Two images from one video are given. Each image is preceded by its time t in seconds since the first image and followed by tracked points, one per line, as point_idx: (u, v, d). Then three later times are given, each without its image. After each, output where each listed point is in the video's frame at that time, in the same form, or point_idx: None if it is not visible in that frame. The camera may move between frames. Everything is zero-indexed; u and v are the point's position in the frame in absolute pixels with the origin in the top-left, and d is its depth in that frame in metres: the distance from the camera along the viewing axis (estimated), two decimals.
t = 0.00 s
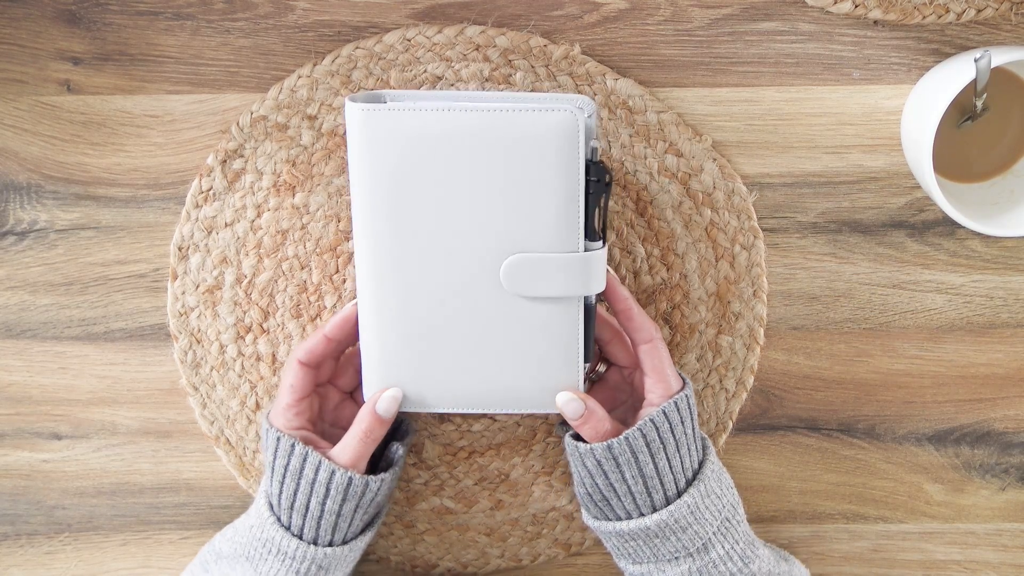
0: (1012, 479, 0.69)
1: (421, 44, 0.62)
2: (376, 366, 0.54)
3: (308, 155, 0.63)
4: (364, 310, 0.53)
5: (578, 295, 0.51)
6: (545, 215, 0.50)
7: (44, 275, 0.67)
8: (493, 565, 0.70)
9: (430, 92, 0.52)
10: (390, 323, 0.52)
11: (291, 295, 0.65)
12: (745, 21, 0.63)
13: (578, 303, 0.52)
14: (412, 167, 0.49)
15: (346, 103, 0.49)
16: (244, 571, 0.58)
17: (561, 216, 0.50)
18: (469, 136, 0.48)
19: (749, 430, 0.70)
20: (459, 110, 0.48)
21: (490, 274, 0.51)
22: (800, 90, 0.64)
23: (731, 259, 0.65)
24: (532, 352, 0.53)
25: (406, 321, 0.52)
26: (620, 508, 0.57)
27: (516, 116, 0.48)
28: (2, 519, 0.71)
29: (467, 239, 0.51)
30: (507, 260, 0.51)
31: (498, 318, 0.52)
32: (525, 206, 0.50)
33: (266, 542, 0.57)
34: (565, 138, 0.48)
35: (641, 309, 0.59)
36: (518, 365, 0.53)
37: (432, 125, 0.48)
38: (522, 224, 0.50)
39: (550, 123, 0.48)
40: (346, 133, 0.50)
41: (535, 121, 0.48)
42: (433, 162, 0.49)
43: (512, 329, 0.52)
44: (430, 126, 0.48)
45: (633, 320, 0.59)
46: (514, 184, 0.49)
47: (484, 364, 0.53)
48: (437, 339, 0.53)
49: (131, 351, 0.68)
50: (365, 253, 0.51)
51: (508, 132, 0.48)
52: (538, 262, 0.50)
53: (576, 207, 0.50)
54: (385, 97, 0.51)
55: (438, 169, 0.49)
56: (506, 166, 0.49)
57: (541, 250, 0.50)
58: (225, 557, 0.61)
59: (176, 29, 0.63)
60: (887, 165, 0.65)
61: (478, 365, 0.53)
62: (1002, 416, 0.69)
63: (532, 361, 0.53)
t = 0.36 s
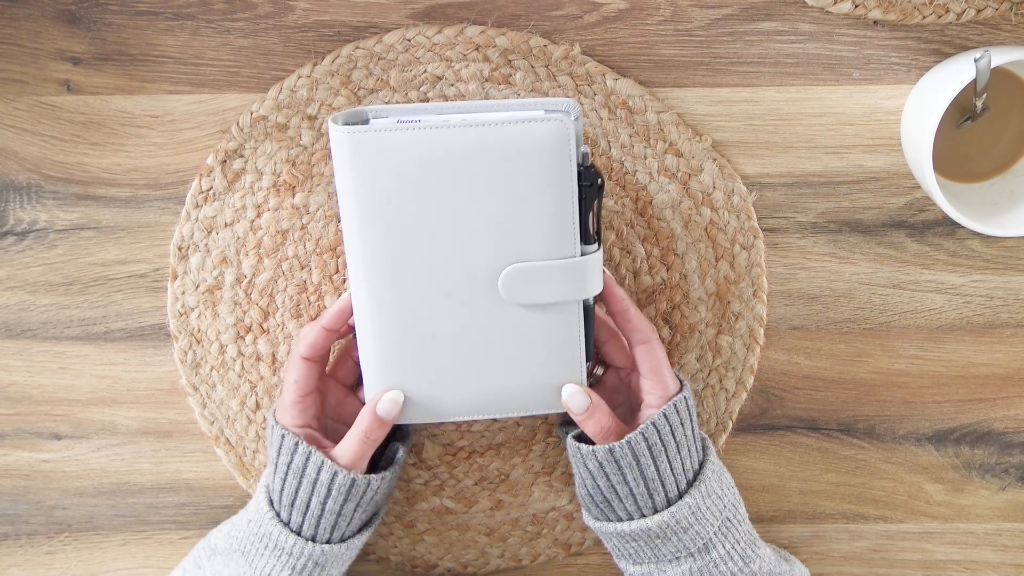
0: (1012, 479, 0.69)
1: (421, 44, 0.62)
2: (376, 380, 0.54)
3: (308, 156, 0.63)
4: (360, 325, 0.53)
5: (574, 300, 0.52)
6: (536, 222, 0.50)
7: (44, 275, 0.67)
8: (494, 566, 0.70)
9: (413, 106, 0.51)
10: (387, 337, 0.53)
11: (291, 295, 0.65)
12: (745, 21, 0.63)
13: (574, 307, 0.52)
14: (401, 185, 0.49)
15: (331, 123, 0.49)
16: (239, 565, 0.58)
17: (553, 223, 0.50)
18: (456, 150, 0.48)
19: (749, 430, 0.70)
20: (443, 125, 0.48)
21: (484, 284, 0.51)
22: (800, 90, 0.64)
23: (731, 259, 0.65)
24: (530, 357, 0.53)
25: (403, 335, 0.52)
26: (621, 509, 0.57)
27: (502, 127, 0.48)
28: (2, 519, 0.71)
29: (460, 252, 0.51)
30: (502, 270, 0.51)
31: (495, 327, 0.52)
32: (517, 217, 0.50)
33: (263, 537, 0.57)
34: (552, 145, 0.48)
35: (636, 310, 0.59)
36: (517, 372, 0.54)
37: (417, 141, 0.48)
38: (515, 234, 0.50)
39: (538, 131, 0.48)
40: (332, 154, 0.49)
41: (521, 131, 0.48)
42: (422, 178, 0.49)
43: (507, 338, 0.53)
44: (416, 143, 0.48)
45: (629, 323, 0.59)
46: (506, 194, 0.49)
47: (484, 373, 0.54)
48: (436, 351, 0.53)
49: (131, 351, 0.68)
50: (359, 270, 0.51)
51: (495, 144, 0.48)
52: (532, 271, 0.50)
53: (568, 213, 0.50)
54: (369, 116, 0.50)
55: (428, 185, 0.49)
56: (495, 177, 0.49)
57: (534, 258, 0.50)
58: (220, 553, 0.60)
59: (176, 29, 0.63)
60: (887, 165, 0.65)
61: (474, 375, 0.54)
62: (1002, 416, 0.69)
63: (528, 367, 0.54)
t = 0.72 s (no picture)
0: (1012, 479, 0.69)
1: (421, 44, 0.62)
2: (382, 371, 0.54)
3: (308, 156, 0.63)
4: (366, 316, 0.54)
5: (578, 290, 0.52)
6: (540, 213, 0.50)
7: (44, 276, 0.67)
8: (494, 566, 0.70)
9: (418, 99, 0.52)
10: (394, 328, 0.53)
11: (291, 295, 0.65)
12: (745, 21, 0.63)
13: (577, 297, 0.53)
14: (406, 177, 0.50)
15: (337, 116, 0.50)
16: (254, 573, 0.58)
17: (556, 214, 0.51)
18: (461, 141, 0.49)
19: (749, 430, 0.70)
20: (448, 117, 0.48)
21: (489, 275, 0.52)
22: (800, 90, 0.64)
23: (731, 259, 0.65)
24: (534, 348, 0.54)
25: (409, 325, 0.53)
26: (615, 512, 0.57)
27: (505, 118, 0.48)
28: (2, 519, 0.71)
29: (465, 243, 0.51)
30: (506, 262, 0.51)
31: (499, 318, 0.53)
32: (520, 208, 0.50)
33: (278, 544, 0.57)
34: (555, 136, 0.49)
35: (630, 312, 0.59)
36: (521, 362, 0.54)
37: (421, 134, 0.49)
38: (519, 225, 0.51)
39: (541, 122, 0.48)
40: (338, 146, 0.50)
41: (525, 122, 0.48)
42: (427, 169, 0.49)
43: (512, 328, 0.53)
44: (421, 134, 0.49)
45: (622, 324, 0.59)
46: (509, 185, 0.50)
47: (488, 364, 0.54)
48: (441, 341, 0.53)
49: (131, 351, 0.68)
50: (365, 261, 0.52)
51: (499, 135, 0.49)
52: (536, 261, 0.51)
53: (571, 203, 0.51)
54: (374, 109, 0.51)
55: (433, 176, 0.49)
56: (499, 168, 0.49)
57: (538, 249, 0.51)
58: (231, 561, 0.60)
59: (176, 29, 0.63)
60: (887, 165, 0.65)
61: (479, 365, 0.54)
62: (1002, 416, 0.69)
63: (531, 358, 0.54)
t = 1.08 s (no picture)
0: (1012, 479, 0.69)
1: (421, 45, 0.62)
2: (388, 367, 0.54)
3: (308, 156, 0.63)
4: (374, 310, 0.54)
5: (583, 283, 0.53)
6: (546, 205, 0.51)
7: (44, 276, 0.67)
8: (494, 566, 0.70)
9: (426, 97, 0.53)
10: (400, 321, 0.53)
11: (291, 295, 0.65)
12: (746, 21, 0.63)
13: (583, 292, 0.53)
14: (414, 168, 0.50)
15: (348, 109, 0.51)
16: None
17: (562, 206, 0.51)
18: (469, 133, 0.50)
19: (749, 429, 0.70)
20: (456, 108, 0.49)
21: (496, 267, 0.52)
22: (800, 89, 0.64)
23: (731, 259, 0.65)
24: (540, 343, 0.54)
25: (416, 318, 0.53)
26: (617, 513, 0.57)
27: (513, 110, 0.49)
28: (2, 519, 0.71)
29: (472, 235, 0.52)
30: (512, 254, 0.52)
31: (505, 312, 0.53)
32: (527, 199, 0.51)
33: (283, 547, 0.57)
34: (561, 128, 0.50)
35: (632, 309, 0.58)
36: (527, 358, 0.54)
37: (431, 125, 0.50)
38: (525, 217, 0.51)
39: (547, 114, 0.49)
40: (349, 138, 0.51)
41: (532, 113, 0.49)
42: (436, 161, 0.50)
43: (518, 323, 0.53)
44: (430, 126, 0.50)
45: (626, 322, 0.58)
46: (517, 177, 0.51)
47: (494, 359, 0.54)
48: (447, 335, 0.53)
49: (131, 351, 0.68)
50: (373, 253, 0.52)
51: (506, 127, 0.50)
52: (542, 253, 0.51)
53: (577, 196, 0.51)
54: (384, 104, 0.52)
55: (441, 168, 0.50)
56: (507, 159, 0.50)
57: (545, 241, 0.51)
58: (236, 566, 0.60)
59: (176, 28, 0.63)
60: (887, 165, 0.65)
61: (488, 358, 0.54)
62: (1002, 416, 0.69)
63: (537, 353, 0.54)
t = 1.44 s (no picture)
0: (1012, 479, 0.69)
1: (428, 55, 0.62)
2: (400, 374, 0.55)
3: (316, 166, 0.63)
4: (385, 319, 0.54)
5: (594, 291, 0.53)
6: (557, 215, 0.51)
7: (43, 275, 0.67)
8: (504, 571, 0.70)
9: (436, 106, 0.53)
10: (412, 330, 0.53)
11: (300, 305, 0.65)
12: (745, 21, 0.63)
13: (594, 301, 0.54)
14: (426, 178, 0.50)
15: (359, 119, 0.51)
16: None
17: (574, 215, 0.51)
18: (481, 142, 0.50)
19: (749, 430, 0.70)
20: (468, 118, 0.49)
21: (507, 276, 0.52)
22: (799, 90, 0.64)
23: (739, 264, 0.65)
24: (551, 350, 0.54)
25: (428, 327, 0.53)
26: (628, 520, 0.57)
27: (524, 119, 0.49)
28: (2, 519, 0.71)
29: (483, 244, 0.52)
30: (524, 263, 0.52)
31: (517, 320, 0.53)
32: (539, 209, 0.51)
33: (295, 557, 0.57)
34: (572, 138, 0.50)
35: (642, 318, 0.58)
36: (539, 366, 0.54)
37: (443, 136, 0.50)
38: (537, 226, 0.51)
39: (559, 124, 0.50)
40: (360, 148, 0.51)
41: (543, 123, 0.49)
42: (448, 170, 0.50)
43: (529, 331, 0.54)
44: (442, 136, 0.49)
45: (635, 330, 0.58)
46: (528, 186, 0.51)
47: (506, 367, 0.54)
48: (458, 344, 0.54)
49: (131, 351, 0.68)
50: (385, 263, 0.52)
51: (518, 137, 0.50)
52: (553, 262, 0.52)
53: (588, 205, 0.51)
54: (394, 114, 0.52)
55: (453, 178, 0.50)
56: (519, 169, 0.50)
57: (556, 250, 0.52)
58: None
59: (176, 29, 0.63)
60: (886, 164, 0.65)
61: (501, 367, 0.54)
62: (1002, 416, 0.69)
63: (548, 361, 0.54)
